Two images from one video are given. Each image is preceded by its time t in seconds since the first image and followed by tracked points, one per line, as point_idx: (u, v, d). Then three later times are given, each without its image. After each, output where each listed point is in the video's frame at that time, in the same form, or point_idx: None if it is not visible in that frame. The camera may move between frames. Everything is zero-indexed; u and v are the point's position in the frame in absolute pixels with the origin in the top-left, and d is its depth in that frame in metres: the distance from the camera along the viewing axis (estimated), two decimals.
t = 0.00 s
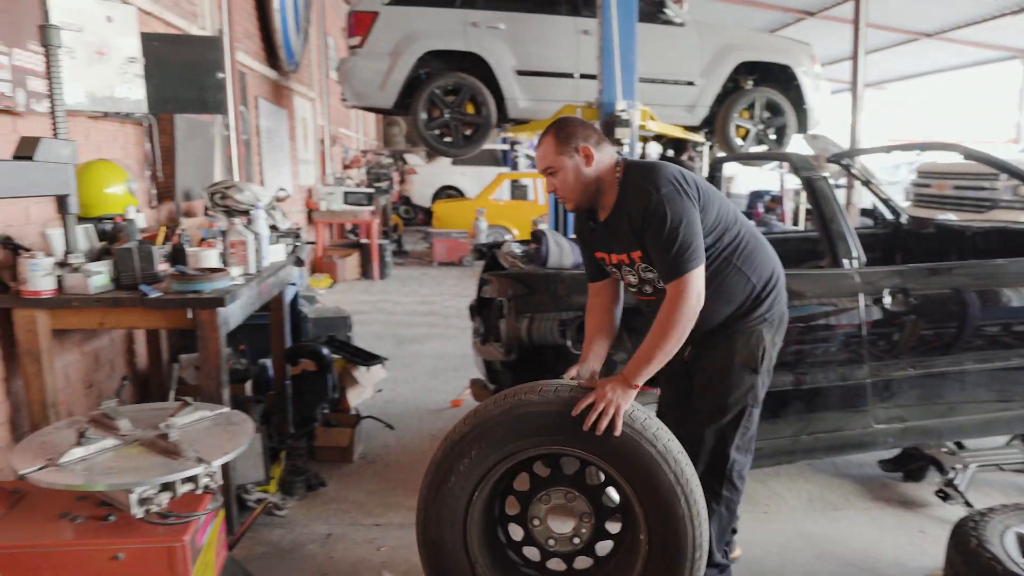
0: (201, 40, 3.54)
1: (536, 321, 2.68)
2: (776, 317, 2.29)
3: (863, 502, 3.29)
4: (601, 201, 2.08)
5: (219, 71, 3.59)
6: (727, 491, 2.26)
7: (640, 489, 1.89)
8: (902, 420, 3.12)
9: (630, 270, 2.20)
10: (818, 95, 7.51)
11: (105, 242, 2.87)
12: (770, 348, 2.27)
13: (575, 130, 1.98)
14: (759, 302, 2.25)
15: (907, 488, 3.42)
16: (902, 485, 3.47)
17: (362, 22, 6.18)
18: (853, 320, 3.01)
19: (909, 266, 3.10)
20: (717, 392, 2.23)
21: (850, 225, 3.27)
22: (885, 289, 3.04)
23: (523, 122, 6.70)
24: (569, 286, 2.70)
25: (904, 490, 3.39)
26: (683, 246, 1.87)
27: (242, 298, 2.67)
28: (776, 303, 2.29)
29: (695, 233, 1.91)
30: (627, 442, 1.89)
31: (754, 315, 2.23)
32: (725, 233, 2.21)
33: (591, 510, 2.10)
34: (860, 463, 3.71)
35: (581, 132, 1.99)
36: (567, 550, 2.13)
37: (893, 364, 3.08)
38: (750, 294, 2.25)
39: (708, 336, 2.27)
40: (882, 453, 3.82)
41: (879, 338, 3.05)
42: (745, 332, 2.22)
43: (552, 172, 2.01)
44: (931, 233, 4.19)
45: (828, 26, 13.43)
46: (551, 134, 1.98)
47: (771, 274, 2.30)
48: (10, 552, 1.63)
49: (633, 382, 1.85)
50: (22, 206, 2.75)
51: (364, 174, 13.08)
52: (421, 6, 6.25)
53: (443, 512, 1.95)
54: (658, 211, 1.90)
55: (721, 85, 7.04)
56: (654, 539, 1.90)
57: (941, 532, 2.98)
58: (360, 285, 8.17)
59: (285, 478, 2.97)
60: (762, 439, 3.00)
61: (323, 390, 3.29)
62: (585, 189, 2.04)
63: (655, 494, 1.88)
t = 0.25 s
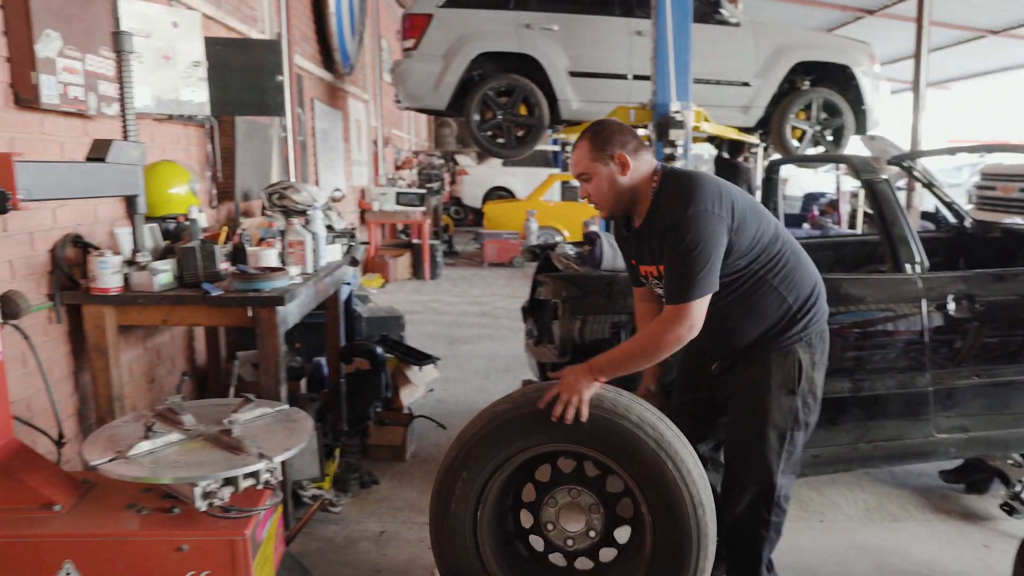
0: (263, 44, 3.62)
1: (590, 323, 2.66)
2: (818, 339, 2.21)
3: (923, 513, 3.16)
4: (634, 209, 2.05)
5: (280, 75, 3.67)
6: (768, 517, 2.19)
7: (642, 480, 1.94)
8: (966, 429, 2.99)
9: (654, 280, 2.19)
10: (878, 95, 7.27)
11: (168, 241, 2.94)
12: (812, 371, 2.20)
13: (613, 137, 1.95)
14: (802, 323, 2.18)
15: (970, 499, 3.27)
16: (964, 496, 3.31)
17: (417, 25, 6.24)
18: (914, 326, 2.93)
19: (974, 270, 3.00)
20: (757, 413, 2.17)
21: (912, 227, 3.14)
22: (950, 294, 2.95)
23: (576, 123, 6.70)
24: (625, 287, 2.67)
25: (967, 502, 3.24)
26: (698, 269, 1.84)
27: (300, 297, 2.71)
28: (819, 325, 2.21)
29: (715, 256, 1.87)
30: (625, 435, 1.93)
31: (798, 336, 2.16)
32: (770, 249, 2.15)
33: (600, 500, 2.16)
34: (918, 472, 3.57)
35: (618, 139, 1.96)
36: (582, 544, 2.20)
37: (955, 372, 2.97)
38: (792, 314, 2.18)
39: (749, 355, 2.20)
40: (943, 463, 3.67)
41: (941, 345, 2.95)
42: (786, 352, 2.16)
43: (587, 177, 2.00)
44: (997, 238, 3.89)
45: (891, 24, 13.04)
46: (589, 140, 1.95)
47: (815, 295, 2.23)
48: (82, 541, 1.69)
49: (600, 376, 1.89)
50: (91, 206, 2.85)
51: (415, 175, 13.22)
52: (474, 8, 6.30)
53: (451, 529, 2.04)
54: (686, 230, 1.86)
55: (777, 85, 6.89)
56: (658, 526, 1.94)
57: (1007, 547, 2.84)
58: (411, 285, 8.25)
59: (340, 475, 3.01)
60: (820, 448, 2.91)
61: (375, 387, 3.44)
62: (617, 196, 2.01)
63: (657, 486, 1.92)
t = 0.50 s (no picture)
0: (306, 47, 3.67)
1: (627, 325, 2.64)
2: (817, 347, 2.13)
3: (969, 521, 3.08)
4: (640, 206, 2.00)
5: (322, 77, 3.71)
6: (773, 530, 2.11)
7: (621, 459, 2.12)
8: (1011, 436, 2.97)
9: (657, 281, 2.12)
10: (922, 94, 7.08)
11: (213, 241, 3.00)
12: (810, 381, 2.12)
13: (621, 133, 1.91)
14: (802, 331, 2.10)
15: (1017, 508, 3.18)
16: (1010, 504, 3.22)
17: (455, 26, 6.28)
18: (960, 330, 2.93)
19: None
20: (755, 424, 2.09)
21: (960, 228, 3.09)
22: (999, 298, 2.95)
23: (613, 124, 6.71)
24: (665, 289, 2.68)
25: (1013, 510, 3.16)
26: (699, 274, 1.81)
27: (341, 296, 2.75)
28: (818, 333, 2.14)
29: (717, 262, 1.83)
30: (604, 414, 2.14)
31: (797, 345, 2.08)
32: (768, 253, 2.07)
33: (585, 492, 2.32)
34: (962, 478, 3.48)
35: (625, 136, 1.91)
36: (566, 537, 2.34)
37: (1002, 378, 2.97)
38: (792, 321, 2.10)
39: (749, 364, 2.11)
40: (989, 471, 3.57)
41: (987, 349, 2.96)
42: (784, 361, 2.07)
43: (593, 172, 1.95)
44: None
45: (936, 22, 12.74)
46: (596, 136, 1.91)
47: (813, 302, 2.15)
48: (132, 533, 1.73)
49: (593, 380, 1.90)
50: (139, 206, 2.92)
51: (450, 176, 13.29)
52: (512, 9, 6.31)
53: (443, 510, 2.23)
54: (690, 233, 1.82)
55: (817, 85, 6.76)
56: (635, 500, 2.10)
57: None
58: (445, 285, 8.29)
59: (377, 473, 3.03)
60: (859, 452, 2.90)
61: (413, 388, 3.48)
62: (623, 193, 1.97)
63: (635, 462, 2.10)
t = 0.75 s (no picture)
0: (330, 48, 3.69)
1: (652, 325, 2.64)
2: (766, 348, 2.14)
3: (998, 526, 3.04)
4: (584, 211, 2.11)
5: (346, 77, 3.73)
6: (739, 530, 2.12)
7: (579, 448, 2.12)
8: None
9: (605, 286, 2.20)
10: (947, 94, 6.99)
11: (239, 241, 3.04)
12: (762, 381, 2.12)
13: (562, 143, 2.06)
14: (748, 331, 2.11)
15: None
16: None
17: (474, 27, 6.29)
18: (989, 334, 2.89)
19: None
20: (706, 425, 2.10)
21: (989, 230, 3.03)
22: None
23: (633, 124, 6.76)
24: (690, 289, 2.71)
25: None
26: (662, 264, 1.86)
27: (366, 296, 2.78)
28: (768, 333, 2.14)
29: (666, 252, 1.88)
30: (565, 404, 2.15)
31: (743, 346, 2.09)
32: (707, 256, 2.09)
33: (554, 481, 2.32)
34: (990, 484, 3.43)
35: (564, 146, 2.05)
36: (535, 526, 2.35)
37: None
38: (738, 322, 2.11)
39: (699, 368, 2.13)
40: (1018, 476, 3.52)
41: (1017, 353, 2.91)
42: (732, 362, 2.08)
43: (541, 181, 2.10)
44: None
45: (961, 21, 12.58)
46: (544, 144, 2.07)
47: (761, 303, 2.16)
48: (165, 531, 1.75)
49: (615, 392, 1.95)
50: (167, 206, 2.95)
51: (469, 176, 13.32)
52: (532, 9, 6.32)
53: (416, 498, 2.30)
54: (633, 227, 1.89)
55: (840, 85, 6.69)
56: (594, 490, 2.10)
57: None
58: (464, 285, 8.32)
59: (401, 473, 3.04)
60: (885, 455, 2.88)
61: (435, 388, 3.47)
62: (567, 197, 2.09)
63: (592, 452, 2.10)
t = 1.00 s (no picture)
0: (360, 51, 3.71)
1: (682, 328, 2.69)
2: (736, 326, 2.17)
3: None
4: (549, 212, 2.23)
5: (376, 80, 3.75)
6: (711, 512, 2.16)
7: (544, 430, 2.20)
8: None
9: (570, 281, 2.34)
10: (979, 96, 6.86)
11: (270, 241, 3.01)
12: (733, 360, 2.15)
13: (521, 154, 2.22)
14: (713, 310, 2.16)
15: None
16: None
17: (501, 29, 6.36)
18: None
19: None
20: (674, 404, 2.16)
21: None
22: None
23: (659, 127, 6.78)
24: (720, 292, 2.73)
25: None
26: (594, 253, 1.98)
27: (396, 298, 2.79)
28: (735, 311, 2.18)
29: (603, 242, 2.00)
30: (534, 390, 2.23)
31: (708, 325, 2.14)
32: (660, 239, 2.17)
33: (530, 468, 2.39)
34: None
35: (521, 156, 2.21)
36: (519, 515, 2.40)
37: None
38: (700, 302, 2.16)
39: (663, 348, 2.21)
40: None
41: None
42: (698, 341, 2.14)
43: (506, 190, 2.25)
44: None
45: (994, 22, 12.38)
46: (500, 164, 2.22)
47: (725, 282, 2.20)
48: (202, 527, 1.77)
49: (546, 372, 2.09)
50: (200, 207, 2.99)
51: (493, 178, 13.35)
52: (558, 12, 6.34)
53: (403, 498, 2.39)
54: (567, 223, 2.03)
55: (869, 87, 6.60)
56: (564, 471, 2.18)
57: None
58: (488, 287, 8.34)
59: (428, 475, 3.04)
60: (919, 462, 2.83)
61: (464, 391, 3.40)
62: (532, 202, 2.22)
63: (560, 435, 2.18)
